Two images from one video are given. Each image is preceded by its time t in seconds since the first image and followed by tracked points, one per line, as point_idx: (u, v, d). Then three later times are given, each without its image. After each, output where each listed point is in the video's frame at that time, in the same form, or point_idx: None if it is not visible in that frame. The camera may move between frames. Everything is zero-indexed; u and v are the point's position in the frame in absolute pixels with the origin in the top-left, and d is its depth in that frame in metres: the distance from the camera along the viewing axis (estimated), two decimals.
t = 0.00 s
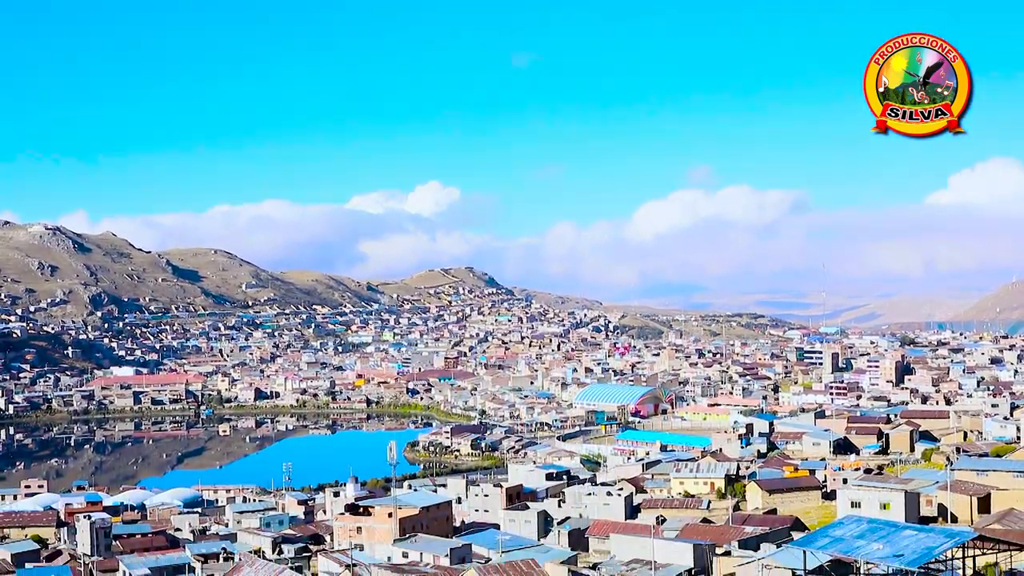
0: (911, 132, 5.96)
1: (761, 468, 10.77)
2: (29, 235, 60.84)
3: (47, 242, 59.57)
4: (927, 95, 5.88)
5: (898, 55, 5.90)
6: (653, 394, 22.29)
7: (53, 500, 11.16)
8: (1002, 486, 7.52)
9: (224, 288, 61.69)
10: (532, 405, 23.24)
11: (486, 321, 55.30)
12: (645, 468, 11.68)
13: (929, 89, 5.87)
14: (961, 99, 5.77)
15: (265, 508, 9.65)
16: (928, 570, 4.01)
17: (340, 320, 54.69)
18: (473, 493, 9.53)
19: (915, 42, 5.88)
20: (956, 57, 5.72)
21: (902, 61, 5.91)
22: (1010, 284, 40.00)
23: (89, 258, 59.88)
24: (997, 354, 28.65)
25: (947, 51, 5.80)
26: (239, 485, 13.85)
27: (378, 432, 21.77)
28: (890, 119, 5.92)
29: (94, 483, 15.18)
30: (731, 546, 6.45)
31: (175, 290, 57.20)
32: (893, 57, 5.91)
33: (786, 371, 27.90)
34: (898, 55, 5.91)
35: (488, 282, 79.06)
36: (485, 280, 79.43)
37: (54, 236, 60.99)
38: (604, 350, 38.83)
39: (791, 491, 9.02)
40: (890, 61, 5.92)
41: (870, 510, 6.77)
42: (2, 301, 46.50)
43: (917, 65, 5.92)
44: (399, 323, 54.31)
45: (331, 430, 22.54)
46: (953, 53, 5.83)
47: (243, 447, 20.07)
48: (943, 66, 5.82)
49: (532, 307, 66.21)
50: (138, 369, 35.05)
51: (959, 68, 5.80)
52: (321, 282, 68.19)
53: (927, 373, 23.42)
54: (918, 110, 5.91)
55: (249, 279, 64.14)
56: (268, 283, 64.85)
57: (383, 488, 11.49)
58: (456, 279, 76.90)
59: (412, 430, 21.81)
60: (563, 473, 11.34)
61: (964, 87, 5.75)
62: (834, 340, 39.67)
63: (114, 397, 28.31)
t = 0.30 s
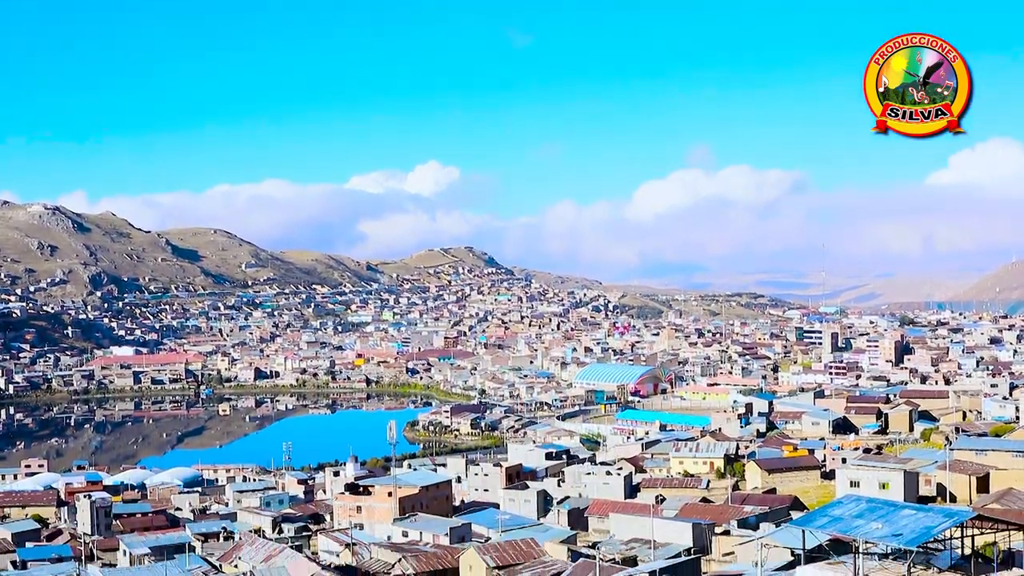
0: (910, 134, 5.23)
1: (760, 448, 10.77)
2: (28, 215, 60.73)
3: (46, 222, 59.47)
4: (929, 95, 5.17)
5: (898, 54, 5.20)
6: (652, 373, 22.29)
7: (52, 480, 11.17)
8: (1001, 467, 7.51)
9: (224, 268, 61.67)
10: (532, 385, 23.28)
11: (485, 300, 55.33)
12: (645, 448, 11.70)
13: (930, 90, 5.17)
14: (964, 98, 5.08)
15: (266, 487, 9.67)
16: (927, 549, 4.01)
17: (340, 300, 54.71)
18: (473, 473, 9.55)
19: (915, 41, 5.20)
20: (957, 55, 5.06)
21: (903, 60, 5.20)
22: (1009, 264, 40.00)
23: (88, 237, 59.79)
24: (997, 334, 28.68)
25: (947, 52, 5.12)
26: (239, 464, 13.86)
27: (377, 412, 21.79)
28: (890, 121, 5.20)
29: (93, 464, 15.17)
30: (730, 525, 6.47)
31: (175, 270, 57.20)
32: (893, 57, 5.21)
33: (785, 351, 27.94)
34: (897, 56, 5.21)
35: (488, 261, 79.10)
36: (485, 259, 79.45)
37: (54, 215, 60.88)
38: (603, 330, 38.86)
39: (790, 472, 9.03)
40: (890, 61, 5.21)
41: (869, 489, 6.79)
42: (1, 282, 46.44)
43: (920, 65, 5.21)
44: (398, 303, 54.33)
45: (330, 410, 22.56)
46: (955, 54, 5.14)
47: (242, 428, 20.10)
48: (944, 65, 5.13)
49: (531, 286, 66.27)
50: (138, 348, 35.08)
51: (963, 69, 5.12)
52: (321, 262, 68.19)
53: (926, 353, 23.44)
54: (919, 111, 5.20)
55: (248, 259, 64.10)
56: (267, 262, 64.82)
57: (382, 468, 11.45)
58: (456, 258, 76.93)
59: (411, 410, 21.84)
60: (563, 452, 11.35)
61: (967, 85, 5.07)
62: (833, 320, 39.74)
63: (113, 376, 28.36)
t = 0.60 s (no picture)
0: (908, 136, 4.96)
1: (759, 427, 10.78)
2: (28, 194, 60.63)
3: (45, 201, 59.37)
4: (929, 97, 4.88)
5: (897, 55, 4.91)
6: (651, 352, 22.29)
7: (53, 458, 11.20)
8: (999, 445, 7.50)
9: (223, 246, 61.61)
10: (531, 363, 23.29)
11: (484, 279, 55.27)
12: (644, 426, 11.71)
13: (930, 91, 4.89)
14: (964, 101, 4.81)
15: (266, 466, 9.69)
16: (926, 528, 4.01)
17: (339, 279, 54.68)
18: (472, 451, 9.56)
19: (915, 42, 4.92)
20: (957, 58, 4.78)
21: (903, 61, 4.91)
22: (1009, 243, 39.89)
23: (87, 216, 59.70)
24: (996, 313, 28.67)
25: (949, 52, 4.83)
26: (239, 442, 13.89)
27: (377, 391, 21.81)
28: (890, 122, 4.92)
29: (92, 443, 15.18)
30: (729, 504, 6.48)
31: (174, 249, 57.16)
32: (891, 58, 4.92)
33: (784, 330, 27.93)
34: (897, 56, 4.92)
35: (487, 240, 78.99)
36: (485, 238, 79.35)
37: (52, 194, 60.77)
38: (603, 308, 38.83)
39: (789, 450, 9.04)
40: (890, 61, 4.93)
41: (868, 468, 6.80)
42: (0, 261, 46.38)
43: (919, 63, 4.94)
44: (398, 281, 54.27)
45: (330, 389, 22.58)
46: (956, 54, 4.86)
47: (242, 406, 20.11)
48: (946, 65, 4.84)
49: (531, 264, 66.21)
50: (138, 327, 35.06)
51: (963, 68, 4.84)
52: (320, 240, 68.12)
53: (926, 332, 23.43)
54: (919, 112, 4.92)
55: (248, 237, 64.03)
56: (267, 241, 64.78)
57: (381, 448, 11.45)
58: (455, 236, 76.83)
59: (410, 388, 21.87)
60: (563, 431, 11.36)
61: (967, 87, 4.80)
62: (832, 299, 39.73)
63: (113, 355, 28.38)
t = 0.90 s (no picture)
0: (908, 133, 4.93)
1: (758, 405, 10.81)
2: (27, 172, 60.52)
3: (44, 179, 59.27)
4: (927, 97, 4.86)
5: (898, 56, 4.88)
6: (651, 331, 22.30)
7: (53, 437, 11.21)
8: (997, 424, 7.53)
9: (223, 224, 61.59)
10: (531, 341, 23.33)
11: (484, 257, 55.20)
12: (644, 404, 11.75)
13: (929, 90, 4.86)
14: (961, 102, 4.79)
15: (265, 445, 9.70)
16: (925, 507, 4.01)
17: (339, 257, 54.61)
18: (472, 429, 9.57)
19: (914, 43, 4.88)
20: (956, 57, 4.77)
21: (902, 62, 4.89)
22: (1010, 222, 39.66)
23: (86, 194, 59.60)
24: (995, 291, 28.65)
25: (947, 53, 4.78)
26: (239, 420, 13.92)
27: (377, 369, 21.85)
28: (890, 121, 4.90)
29: (93, 421, 15.24)
30: (728, 482, 6.50)
31: (174, 227, 57.07)
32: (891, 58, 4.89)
33: (784, 308, 27.93)
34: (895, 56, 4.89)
35: (487, 219, 78.89)
36: (484, 217, 79.25)
37: (52, 172, 60.68)
38: (602, 287, 38.81)
39: (788, 428, 9.06)
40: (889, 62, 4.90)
41: (866, 447, 6.83)
42: None
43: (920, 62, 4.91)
44: (397, 260, 54.20)
45: (330, 367, 22.62)
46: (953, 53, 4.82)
47: (242, 384, 20.17)
48: (944, 66, 4.81)
49: (530, 243, 66.11)
50: (137, 305, 35.05)
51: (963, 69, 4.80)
52: (319, 219, 68.05)
53: (925, 310, 23.44)
54: (917, 112, 4.89)
55: (247, 216, 63.96)
56: (267, 219, 64.71)
57: (381, 426, 11.52)
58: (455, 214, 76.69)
59: (410, 366, 21.91)
60: (563, 409, 11.39)
61: (965, 89, 4.77)
62: (832, 278, 39.71)
63: (113, 333, 28.36)
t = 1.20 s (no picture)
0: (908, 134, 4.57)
1: (758, 389, 10.82)
2: (26, 155, 60.43)
3: (44, 163, 59.17)
4: (928, 98, 4.51)
5: (897, 56, 4.53)
6: (650, 314, 22.30)
7: (53, 421, 11.23)
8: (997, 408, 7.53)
9: (223, 208, 61.56)
10: (530, 325, 23.33)
11: (484, 241, 55.19)
12: (643, 388, 11.73)
13: (930, 90, 4.50)
14: (965, 102, 4.42)
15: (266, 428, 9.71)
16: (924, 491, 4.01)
17: (339, 241, 54.60)
18: (472, 413, 9.57)
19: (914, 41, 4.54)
20: (957, 56, 4.41)
21: (902, 62, 4.53)
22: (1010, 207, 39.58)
23: (85, 177, 59.53)
24: (995, 276, 28.62)
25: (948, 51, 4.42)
26: (239, 405, 13.96)
27: (376, 352, 21.87)
28: (889, 123, 4.54)
29: (92, 405, 15.25)
30: (728, 466, 6.50)
31: (174, 210, 57.06)
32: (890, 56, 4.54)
33: (784, 292, 27.94)
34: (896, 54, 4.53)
35: (486, 202, 78.83)
36: (484, 200, 79.16)
37: (51, 155, 60.58)
38: (602, 270, 38.83)
39: (788, 412, 9.06)
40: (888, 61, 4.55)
41: (866, 430, 6.84)
42: None
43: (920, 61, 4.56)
44: (396, 244, 54.19)
45: (329, 350, 22.65)
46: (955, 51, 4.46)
47: (242, 368, 20.20)
48: (945, 64, 4.46)
49: (530, 226, 66.14)
50: (137, 289, 35.06)
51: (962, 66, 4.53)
52: (319, 202, 67.98)
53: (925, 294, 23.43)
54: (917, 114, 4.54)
55: (247, 199, 63.91)
56: (267, 203, 64.66)
57: (380, 409, 11.53)
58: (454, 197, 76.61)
59: (410, 350, 21.91)
60: (562, 393, 11.38)
61: (968, 88, 4.41)
62: (832, 262, 39.73)
63: (113, 317, 28.39)
